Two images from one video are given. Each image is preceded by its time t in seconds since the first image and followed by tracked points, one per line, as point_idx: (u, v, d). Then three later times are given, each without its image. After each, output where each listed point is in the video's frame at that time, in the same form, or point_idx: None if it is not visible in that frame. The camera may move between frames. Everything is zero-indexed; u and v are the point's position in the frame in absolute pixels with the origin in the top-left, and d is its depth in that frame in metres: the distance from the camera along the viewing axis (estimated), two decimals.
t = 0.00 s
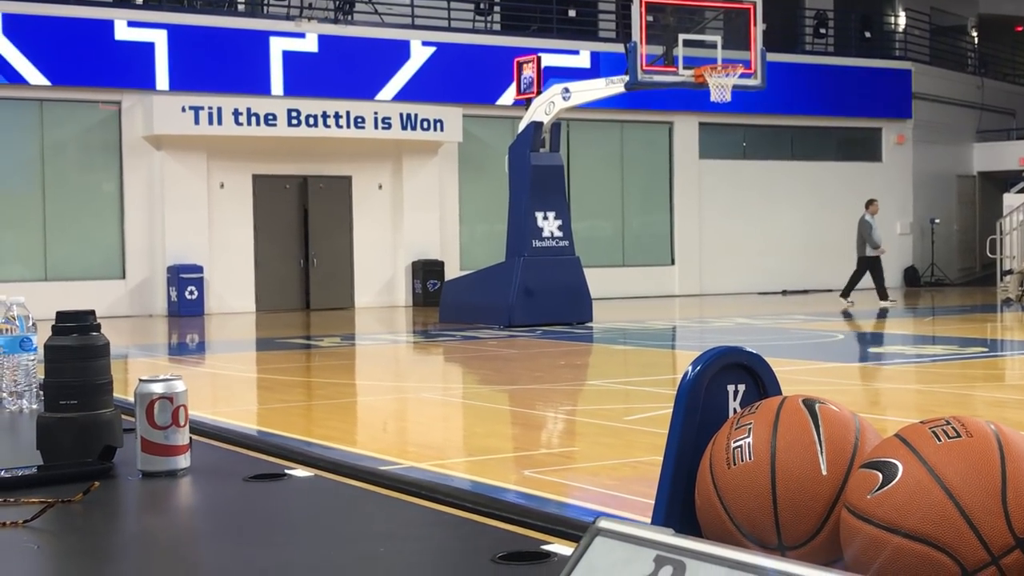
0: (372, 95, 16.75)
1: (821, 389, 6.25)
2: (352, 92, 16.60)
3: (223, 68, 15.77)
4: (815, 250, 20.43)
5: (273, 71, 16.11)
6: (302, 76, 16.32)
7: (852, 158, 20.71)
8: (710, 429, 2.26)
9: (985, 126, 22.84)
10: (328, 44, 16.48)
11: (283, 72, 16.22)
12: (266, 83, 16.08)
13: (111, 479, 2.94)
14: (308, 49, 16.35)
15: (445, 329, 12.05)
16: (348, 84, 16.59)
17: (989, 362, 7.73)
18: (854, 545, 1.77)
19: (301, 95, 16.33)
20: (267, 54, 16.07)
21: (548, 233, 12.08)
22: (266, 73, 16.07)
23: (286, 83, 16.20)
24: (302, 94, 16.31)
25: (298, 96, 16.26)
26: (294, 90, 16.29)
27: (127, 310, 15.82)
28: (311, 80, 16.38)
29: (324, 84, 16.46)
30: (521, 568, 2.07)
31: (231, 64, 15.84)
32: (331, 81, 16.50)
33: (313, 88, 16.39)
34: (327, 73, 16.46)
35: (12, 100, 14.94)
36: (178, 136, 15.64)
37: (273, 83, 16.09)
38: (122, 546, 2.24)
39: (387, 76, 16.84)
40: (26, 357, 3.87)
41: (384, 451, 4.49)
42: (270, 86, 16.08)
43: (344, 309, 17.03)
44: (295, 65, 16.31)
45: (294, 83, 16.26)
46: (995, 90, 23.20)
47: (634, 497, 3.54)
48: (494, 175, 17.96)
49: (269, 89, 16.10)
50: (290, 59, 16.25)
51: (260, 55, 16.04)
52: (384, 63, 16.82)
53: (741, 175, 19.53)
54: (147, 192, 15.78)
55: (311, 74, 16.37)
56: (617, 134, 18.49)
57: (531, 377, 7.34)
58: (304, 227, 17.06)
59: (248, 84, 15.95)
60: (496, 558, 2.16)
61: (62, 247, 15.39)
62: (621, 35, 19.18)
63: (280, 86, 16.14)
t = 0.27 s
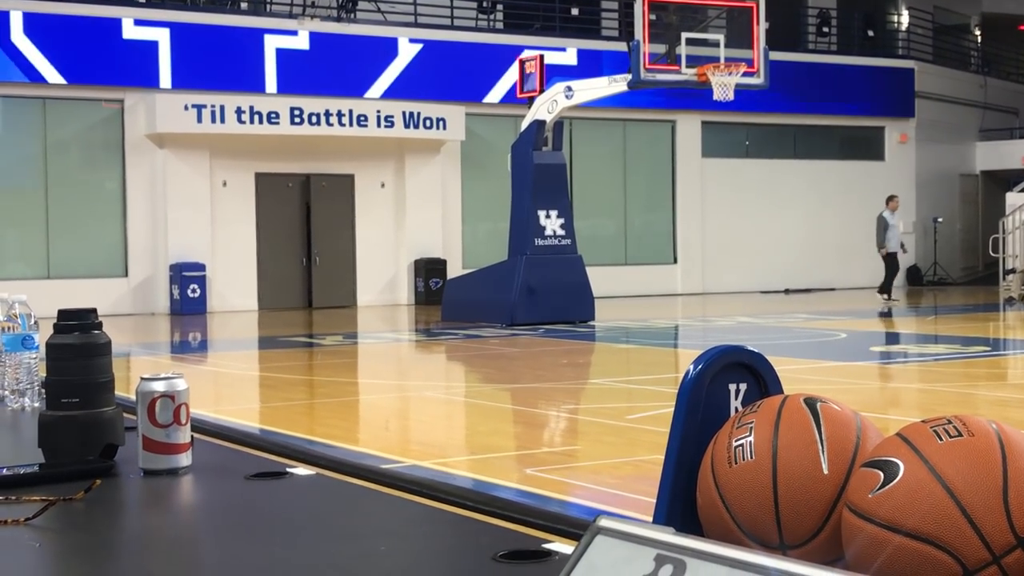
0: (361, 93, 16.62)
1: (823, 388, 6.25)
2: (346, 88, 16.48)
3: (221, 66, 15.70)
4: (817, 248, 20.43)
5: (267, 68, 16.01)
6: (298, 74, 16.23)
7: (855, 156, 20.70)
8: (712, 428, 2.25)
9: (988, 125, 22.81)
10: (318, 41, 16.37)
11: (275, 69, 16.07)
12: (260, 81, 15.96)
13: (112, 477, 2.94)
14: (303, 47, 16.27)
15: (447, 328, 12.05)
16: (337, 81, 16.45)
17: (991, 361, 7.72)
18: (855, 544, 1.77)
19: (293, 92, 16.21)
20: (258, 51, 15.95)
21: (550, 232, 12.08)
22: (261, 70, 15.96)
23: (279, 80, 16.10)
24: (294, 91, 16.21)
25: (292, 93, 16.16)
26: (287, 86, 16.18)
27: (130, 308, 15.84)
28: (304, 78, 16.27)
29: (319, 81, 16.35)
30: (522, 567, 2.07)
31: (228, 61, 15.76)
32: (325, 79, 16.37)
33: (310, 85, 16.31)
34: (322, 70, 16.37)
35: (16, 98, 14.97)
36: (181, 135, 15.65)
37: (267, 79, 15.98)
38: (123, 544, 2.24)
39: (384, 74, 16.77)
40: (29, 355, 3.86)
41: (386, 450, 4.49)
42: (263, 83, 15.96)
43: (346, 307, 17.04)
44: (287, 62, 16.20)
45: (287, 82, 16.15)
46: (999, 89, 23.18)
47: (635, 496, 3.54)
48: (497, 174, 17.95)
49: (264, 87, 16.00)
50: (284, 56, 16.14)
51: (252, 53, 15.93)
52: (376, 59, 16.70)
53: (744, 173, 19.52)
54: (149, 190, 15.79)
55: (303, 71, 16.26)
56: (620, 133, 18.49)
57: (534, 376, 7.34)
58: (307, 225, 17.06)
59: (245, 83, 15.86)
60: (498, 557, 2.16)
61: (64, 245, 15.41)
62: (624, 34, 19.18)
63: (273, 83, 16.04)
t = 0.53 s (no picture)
0: (346, 92, 16.52)
1: (824, 388, 6.24)
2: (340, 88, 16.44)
3: (219, 65, 15.68)
4: (818, 248, 20.43)
5: (264, 69, 15.98)
6: (296, 75, 16.20)
7: (856, 156, 20.69)
8: (713, 428, 2.25)
9: (989, 125, 22.80)
10: (310, 41, 16.31)
11: (269, 70, 16.04)
12: (256, 80, 15.93)
13: (114, 477, 2.94)
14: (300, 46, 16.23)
15: (448, 327, 12.05)
16: (322, 83, 16.33)
17: (993, 360, 7.72)
18: (856, 546, 1.77)
19: (287, 92, 16.18)
20: (252, 50, 15.90)
21: (551, 231, 12.08)
22: (257, 70, 15.92)
23: (273, 80, 16.06)
24: (289, 91, 16.18)
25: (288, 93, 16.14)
26: (282, 86, 16.14)
27: (131, 308, 15.84)
28: (299, 79, 16.24)
29: (315, 81, 16.31)
30: (523, 568, 2.07)
31: (225, 61, 15.73)
32: (319, 78, 16.32)
33: (306, 84, 16.27)
34: (318, 70, 16.34)
35: (17, 98, 14.98)
36: (181, 135, 15.65)
37: (262, 78, 15.94)
38: (124, 544, 2.24)
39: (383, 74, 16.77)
40: (31, 356, 3.86)
41: (387, 450, 4.49)
42: (256, 83, 15.90)
43: (347, 307, 17.04)
44: (284, 63, 16.18)
45: (282, 82, 16.10)
46: (999, 88, 23.16)
47: (636, 496, 3.54)
48: (498, 174, 17.95)
49: (261, 86, 15.97)
50: (280, 56, 16.11)
51: (246, 51, 15.86)
52: (368, 57, 16.65)
53: (745, 173, 19.52)
54: (150, 190, 15.79)
55: (297, 72, 16.21)
56: (620, 133, 18.48)
57: (535, 376, 7.35)
58: (308, 225, 17.07)
59: (242, 83, 15.82)
60: (500, 557, 2.15)
61: (65, 245, 15.41)
62: (626, 34, 19.17)
63: (268, 83, 16.01)
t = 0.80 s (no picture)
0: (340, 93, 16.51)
1: (825, 388, 6.24)
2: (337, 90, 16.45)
3: (219, 67, 15.70)
4: (818, 247, 20.44)
5: (262, 71, 16.00)
6: (295, 77, 16.22)
7: (856, 155, 20.70)
8: (713, 428, 2.25)
9: (989, 125, 22.79)
10: (310, 42, 16.32)
11: (267, 70, 16.07)
12: (254, 81, 15.94)
13: (114, 479, 2.94)
14: (296, 47, 16.25)
15: (449, 328, 12.05)
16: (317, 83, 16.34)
17: (993, 360, 7.71)
18: (856, 545, 1.77)
19: (283, 94, 16.19)
20: (247, 52, 15.90)
21: (552, 232, 12.08)
22: (256, 72, 15.94)
23: (269, 82, 16.06)
24: (285, 93, 16.19)
25: (285, 94, 16.15)
26: (278, 88, 16.15)
27: (131, 309, 15.85)
28: (295, 82, 16.24)
29: (312, 82, 16.32)
30: (523, 569, 2.07)
31: (225, 62, 15.76)
32: (315, 79, 16.33)
33: (302, 84, 16.29)
34: (314, 71, 16.34)
35: (17, 100, 14.98)
36: (182, 136, 15.65)
37: (259, 79, 15.96)
38: (125, 546, 2.24)
39: (382, 75, 16.77)
40: (31, 357, 3.88)
41: (388, 450, 4.49)
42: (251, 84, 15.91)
43: (348, 308, 17.04)
44: (286, 64, 16.19)
45: (278, 83, 16.11)
46: (1000, 88, 23.15)
47: (637, 496, 3.54)
48: (498, 174, 17.95)
49: (259, 87, 16.00)
50: (277, 57, 16.13)
51: (240, 53, 15.86)
52: (364, 58, 16.65)
53: (745, 173, 19.51)
54: (151, 191, 15.80)
55: (294, 73, 16.22)
56: (621, 133, 18.48)
57: (536, 376, 7.35)
58: (308, 225, 17.07)
59: (241, 83, 15.85)
60: (500, 558, 2.16)
61: (66, 246, 15.41)
62: (626, 34, 19.17)
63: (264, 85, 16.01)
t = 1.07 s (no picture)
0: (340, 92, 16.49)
1: (826, 388, 6.23)
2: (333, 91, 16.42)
3: (216, 67, 15.69)
4: (818, 247, 20.44)
5: (263, 71, 16.00)
6: (295, 76, 16.22)
7: (857, 155, 20.70)
8: (714, 429, 2.25)
9: (989, 124, 22.79)
10: (311, 42, 16.31)
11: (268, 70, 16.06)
12: (252, 80, 15.94)
13: (115, 479, 2.94)
14: (297, 48, 16.23)
15: (449, 328, 12.06)
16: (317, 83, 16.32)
17: (994, 360, 7.71)
18: (857, 545, 1.77)
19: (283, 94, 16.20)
20: (243, 53, 15.87)
21: (552, 232, 12.08)
22: (258, 71, 15.97)
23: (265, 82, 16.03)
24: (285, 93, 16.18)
25: (284, 94, 16.13)
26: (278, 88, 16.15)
27: (132, 310, 15.85)
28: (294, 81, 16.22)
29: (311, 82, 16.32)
30: (525, 569, 2.07)
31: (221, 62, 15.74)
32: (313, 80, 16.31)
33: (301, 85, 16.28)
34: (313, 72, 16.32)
35: (17, 100, 14.97)
36: (182, 137, 15.65)
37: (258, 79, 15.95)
38: (127, 546, 2.24)
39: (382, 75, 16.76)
40: (32, 358, 3.88)
41: (388, 451, 4.49)
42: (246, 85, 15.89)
43: (348, 308, 17.05)
44: (286, 64, 16.19)
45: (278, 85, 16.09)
46: (1000, 87, 23.14)
47: (637, 496, 3.54)
48: (498, 175, 17.95)
49: (260, 88, 16.00)
50: (278, 58, 16.12)
51: (238, 54, 15.85)
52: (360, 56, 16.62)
53: (745, 173, 19.51)
54: (151, 192, 15.80)
55: (295, 72, 16.22)
56: (621, 133, 18.47)
57: (536, 376, 7.35)
58: (308, 226, 17.07)
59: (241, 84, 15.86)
60: (501, 558, 2.15)
61: (66, 247, 15.41)
62: (626, 34, 19.18)
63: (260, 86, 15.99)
